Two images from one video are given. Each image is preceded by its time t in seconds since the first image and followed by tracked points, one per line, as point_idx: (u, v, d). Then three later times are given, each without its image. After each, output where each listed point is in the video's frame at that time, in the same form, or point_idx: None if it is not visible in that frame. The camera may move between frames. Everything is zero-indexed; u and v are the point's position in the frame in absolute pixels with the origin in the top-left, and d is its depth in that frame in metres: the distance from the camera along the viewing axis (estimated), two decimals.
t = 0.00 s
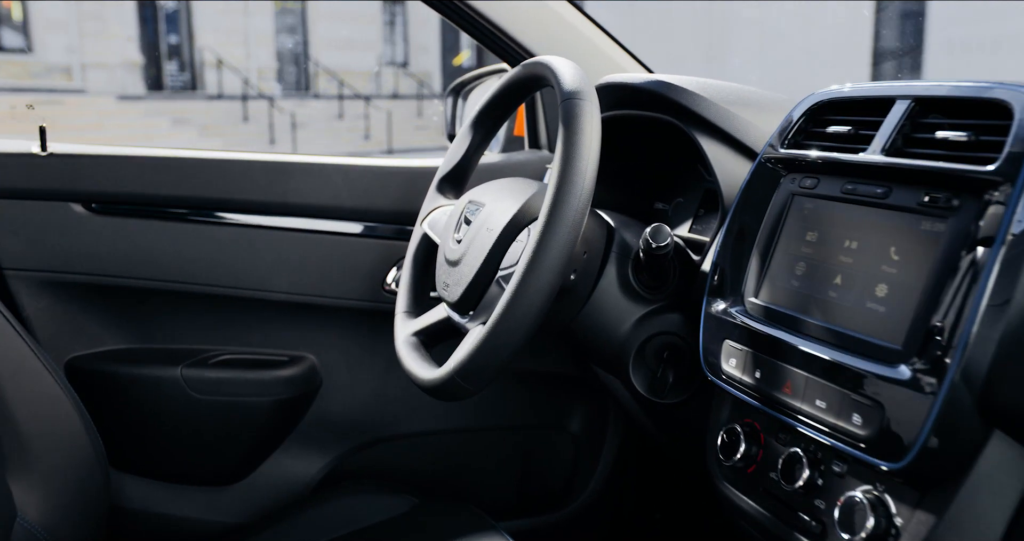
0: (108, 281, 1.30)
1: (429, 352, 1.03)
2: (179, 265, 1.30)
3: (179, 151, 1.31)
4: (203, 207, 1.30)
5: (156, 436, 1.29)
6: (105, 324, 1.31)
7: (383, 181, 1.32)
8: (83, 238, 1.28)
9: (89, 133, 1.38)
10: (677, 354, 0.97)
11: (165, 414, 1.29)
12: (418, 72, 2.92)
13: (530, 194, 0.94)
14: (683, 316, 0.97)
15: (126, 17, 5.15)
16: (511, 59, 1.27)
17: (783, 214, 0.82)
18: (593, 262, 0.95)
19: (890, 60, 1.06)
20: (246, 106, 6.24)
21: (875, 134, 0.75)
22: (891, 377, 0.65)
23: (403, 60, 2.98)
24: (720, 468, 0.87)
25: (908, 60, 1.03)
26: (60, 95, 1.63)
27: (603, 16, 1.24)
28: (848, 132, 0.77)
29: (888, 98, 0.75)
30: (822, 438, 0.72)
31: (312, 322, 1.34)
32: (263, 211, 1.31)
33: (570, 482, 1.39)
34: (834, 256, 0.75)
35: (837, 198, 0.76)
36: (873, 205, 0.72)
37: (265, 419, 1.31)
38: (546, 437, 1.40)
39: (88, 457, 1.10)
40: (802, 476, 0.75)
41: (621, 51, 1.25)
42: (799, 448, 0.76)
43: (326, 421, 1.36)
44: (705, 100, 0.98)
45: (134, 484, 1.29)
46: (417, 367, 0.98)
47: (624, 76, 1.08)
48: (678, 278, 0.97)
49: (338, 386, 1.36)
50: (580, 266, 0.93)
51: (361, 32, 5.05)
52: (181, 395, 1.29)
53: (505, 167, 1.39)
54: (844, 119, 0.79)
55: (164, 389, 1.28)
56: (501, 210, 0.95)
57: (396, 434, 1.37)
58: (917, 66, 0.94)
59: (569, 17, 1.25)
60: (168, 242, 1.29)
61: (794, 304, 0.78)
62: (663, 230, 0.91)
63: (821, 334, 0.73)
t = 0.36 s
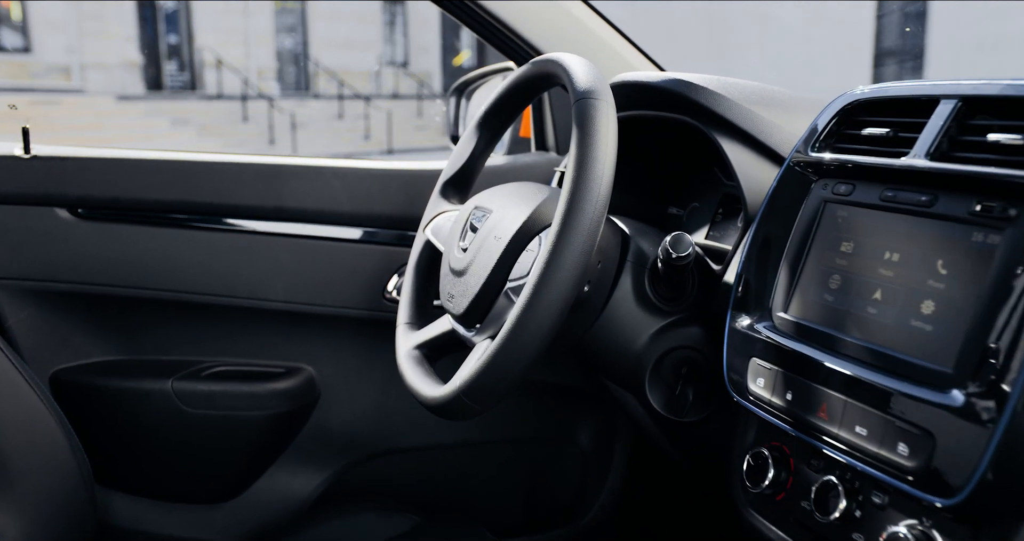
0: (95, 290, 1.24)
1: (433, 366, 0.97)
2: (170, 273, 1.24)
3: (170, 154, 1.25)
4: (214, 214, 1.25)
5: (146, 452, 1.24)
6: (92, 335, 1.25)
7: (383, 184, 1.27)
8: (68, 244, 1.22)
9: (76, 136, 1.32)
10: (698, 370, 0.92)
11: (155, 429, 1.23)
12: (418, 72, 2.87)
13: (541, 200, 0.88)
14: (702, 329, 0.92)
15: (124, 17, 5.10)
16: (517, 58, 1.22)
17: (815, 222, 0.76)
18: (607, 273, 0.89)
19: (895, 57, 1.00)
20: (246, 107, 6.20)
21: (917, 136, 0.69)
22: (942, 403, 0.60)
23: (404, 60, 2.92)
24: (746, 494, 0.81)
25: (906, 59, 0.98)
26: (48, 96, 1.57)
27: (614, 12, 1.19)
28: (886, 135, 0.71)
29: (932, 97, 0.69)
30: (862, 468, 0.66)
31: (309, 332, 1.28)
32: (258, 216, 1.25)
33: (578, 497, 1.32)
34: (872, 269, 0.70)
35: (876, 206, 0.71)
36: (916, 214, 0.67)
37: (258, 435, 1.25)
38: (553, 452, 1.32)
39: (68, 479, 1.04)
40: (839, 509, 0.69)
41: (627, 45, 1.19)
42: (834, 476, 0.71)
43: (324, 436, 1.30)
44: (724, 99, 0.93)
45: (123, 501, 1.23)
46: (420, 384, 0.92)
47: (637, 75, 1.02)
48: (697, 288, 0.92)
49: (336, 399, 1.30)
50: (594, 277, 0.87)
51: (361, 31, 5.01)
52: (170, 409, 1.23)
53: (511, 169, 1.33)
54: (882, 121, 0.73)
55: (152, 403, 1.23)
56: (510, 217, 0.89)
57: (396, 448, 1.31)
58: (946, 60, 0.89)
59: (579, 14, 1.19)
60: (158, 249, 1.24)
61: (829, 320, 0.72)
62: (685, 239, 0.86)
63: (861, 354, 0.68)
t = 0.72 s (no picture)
0: (85, 296, 1.20)
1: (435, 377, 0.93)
2: (163, 279, 1.21)
3: (163, 156, 1.21)
4: (220, 219, 1.21)
5: (138, 463, 1.20)
6: (83, 343, 1.22)
7: (383, 187, 1.23)
8: (57, 248, 1.19)
9: (67, 137, 1.28)
10: (711, 382, 0.88)
11: (148, 439, 1.20)
12: (419, 72, 2.83)
13: (549, 204, 0.84)
14: (717, 339, 0.88)
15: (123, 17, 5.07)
16: (522, 57, 1.19)
17: (839, 229, 0.72)
18: (618, 281, 0.85)
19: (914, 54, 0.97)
20: (246, 107, 6.17)
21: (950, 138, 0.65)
22: (983, 423, 0.56)
23: (404, 60, 2.88)
24: (765, 514, 0.77)
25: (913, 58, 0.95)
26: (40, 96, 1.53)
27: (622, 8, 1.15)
28: (915, 137, 0.68)
29: (967, 97, 0.65)
30: (894, 492, 0.62)
31: (307, 340, 1.24)
32: (254, 220, 1.21)
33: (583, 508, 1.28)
34: (902, 279, 0.66)
35: (906, 212, 0.67)
36: (950, 221, 0.63)
37: (253, 446, 1.21)
38: (559, 462, 1.28)
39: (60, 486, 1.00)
40: (866, 532, 0.64)
41: (637, 45, 1.14)
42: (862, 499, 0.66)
43: (324, 446, 1.26)
44: (740, 98, 0.89)
45: (114, 514, 1.20)
46: (421, 396, 0.88)
47: (647, 73, 0.98)
48: (711, 294, 0.88)
49: (335, 408, 1.26)
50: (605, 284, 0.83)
51: (361, 31, 4.97)
52: (163, 418, 1.20)
53: (515, 171, 1.29)
54: (911, 121, 0.70)
55: (144, 412, 1.19)
56: (517, 222, 0.85)
57: (397, 459, 1.27)
58: (969, 59, 0.85)
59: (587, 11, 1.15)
60: (150, 253, 1.20)
61: (856, 333, 0.69)
62: (700, 245, 0.82)
63: (891, 370, 0.64)
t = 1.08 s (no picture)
0: (78, 300, 1.18)
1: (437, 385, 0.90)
2: (158, 282, 1.18)
3: (158, 156, 1.19)
4: (232, 222, 1.19)
5: (131, 470, 1.17)
6: (76, 348, 1.19)
7: (383, 188, 1.20)
8: (50, 251, 1.16)
9: (60, 137, 1.26)
10: (721, 389, 0.86)
11: (142, 446, 1.17)
12: (419, 71, 2.81)
13: (555, 207, 0.82)
14: (727, 345, 0.85)
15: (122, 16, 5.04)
16: (526, 58, 1.16)
17: (856, 233, 0.70)
18: (626, 286, 0.82)
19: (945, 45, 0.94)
20: (245, 107, 6.14)
21: (973, 140, 0.62)
22: (1013, 439, 0.53)
23: (403, 59, 2.86)
24: (778, 527, 0.74)
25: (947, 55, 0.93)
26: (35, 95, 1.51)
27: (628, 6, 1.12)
28: (936, 138, 0.65)
29: (989, 97, 0.62)
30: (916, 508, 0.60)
31: (305, 345, 1.21)
32: (252, 222, 1.19)
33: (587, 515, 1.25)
34: (923, 286, 0.63)
35: (926, 216, 0.64)
36: (974, 225, 0.60)
37: (250, 454, 1.19)
38: (563, 470, 1.25)
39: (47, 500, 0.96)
40: None
41: (644, 45, 1.12)
42: (882, 514, 0.63)
43: (323, 452, 1.24)
44: (750, 98, 0.86)
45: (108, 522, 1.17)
46: (421, 403, 0.85)
47: (654, 71, 0.95)
48: (720, 298, 0.85)
49: (334, 415, 1.23)
50: (613, 289, 0.81)
51: (361, 31, 4.96)
52: (158, 426, 1.17)
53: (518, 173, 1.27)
54: (931, 122, 0.67)
55: (138, 419, 1.17)
56: (522, 225, 0.82)
57: (397, 467, 1.24)
58: (985, 57, 0.83)
59: (594, 11, 1.12)
60: (145, 256, 1.17)
61: (874, 342, 0.66)
62: (711, 249, 0.79)
63: (912, 381, 0.62)
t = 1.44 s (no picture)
0: (75, 302, 1.16)
1: (437, 388, 0.89)
2: (156, 284, 1.17)
3: (155, 157, 1.17)
4: (230, 223, 1.17)
5: (128, 474, 1.16)
6: (72, 351, 1.18)
7: (383, 189, 1.19)
8: (46, 253, 1.15)
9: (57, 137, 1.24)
10: (726, 393, 0.84)
11: (139, 450, 1.16)
12: (419, 71, 2.79)
13: (557, 209, 0.80)
14: (732, 349, 0.84)
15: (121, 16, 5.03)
16: (529, 58, 1.15)
17: (865, 236, 0.69)
18: (629, 289, 0.81)
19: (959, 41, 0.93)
20: (245, 107, 6.14)
21: (986, 141, 0.61)
22: None
23: (403, 59, 2.85)
24: (784, 534, 0.73)
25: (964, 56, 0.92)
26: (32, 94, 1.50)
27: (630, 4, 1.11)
28: (947, 139, 0.64)
29: (1002, 97, 0.61)
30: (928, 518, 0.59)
31: (304, 347, 1.20)
32: (250, 223, 1.18)
33: (588, 520, 1.23)
34: (935, 290, 0.62)
35: (938, 219, 0.63)
36: (987, 228, 0.59)
37: (248, 458, 1.17)
38: (565, 473, 1.24)
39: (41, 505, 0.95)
40: None
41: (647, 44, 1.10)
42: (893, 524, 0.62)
43: (322, 455, 1.22)
44: (755, 98, 0.85)
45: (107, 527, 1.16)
46: (422, 408, 0.84)
47: (657, 71, 0.94)
48: (726, 300, 0.84)
49: (334, 418, 1.22)
50: (617, 292, 0.79)
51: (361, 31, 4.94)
52: (155, 430, 1.15)
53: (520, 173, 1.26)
54: (942, 122, 0.66)
55: (135, 423, 1.15)
56: (524, 227, 0.81)
57: (397, 470, 1.23)
58: (995, 56, 0.81)
59: (597, 10, 1.11)
60: (143, 258, 1.16)
61: (884, 347, 0.65)
62: (717, 250, 0.78)
63: (923, 387, 0.60)
